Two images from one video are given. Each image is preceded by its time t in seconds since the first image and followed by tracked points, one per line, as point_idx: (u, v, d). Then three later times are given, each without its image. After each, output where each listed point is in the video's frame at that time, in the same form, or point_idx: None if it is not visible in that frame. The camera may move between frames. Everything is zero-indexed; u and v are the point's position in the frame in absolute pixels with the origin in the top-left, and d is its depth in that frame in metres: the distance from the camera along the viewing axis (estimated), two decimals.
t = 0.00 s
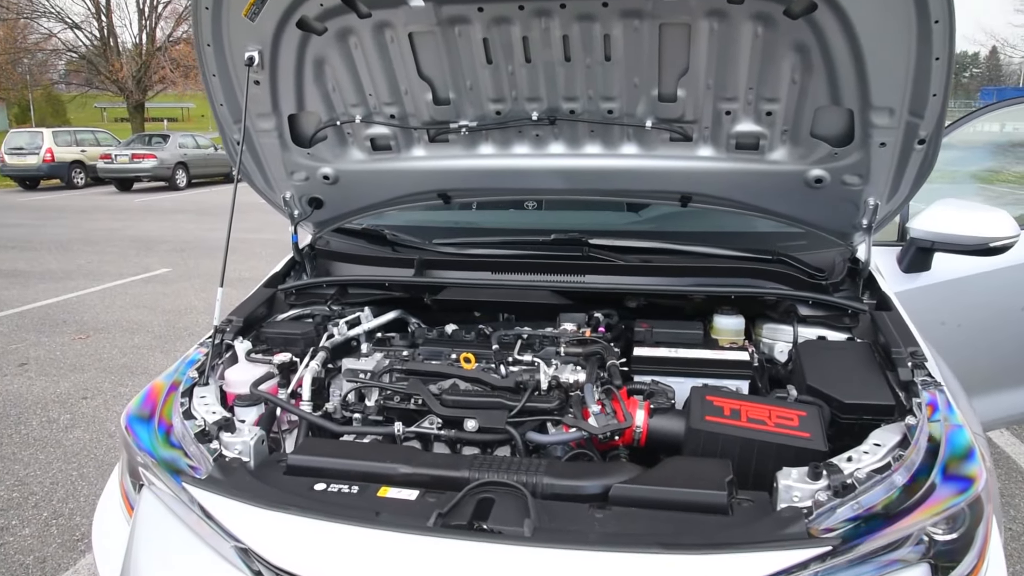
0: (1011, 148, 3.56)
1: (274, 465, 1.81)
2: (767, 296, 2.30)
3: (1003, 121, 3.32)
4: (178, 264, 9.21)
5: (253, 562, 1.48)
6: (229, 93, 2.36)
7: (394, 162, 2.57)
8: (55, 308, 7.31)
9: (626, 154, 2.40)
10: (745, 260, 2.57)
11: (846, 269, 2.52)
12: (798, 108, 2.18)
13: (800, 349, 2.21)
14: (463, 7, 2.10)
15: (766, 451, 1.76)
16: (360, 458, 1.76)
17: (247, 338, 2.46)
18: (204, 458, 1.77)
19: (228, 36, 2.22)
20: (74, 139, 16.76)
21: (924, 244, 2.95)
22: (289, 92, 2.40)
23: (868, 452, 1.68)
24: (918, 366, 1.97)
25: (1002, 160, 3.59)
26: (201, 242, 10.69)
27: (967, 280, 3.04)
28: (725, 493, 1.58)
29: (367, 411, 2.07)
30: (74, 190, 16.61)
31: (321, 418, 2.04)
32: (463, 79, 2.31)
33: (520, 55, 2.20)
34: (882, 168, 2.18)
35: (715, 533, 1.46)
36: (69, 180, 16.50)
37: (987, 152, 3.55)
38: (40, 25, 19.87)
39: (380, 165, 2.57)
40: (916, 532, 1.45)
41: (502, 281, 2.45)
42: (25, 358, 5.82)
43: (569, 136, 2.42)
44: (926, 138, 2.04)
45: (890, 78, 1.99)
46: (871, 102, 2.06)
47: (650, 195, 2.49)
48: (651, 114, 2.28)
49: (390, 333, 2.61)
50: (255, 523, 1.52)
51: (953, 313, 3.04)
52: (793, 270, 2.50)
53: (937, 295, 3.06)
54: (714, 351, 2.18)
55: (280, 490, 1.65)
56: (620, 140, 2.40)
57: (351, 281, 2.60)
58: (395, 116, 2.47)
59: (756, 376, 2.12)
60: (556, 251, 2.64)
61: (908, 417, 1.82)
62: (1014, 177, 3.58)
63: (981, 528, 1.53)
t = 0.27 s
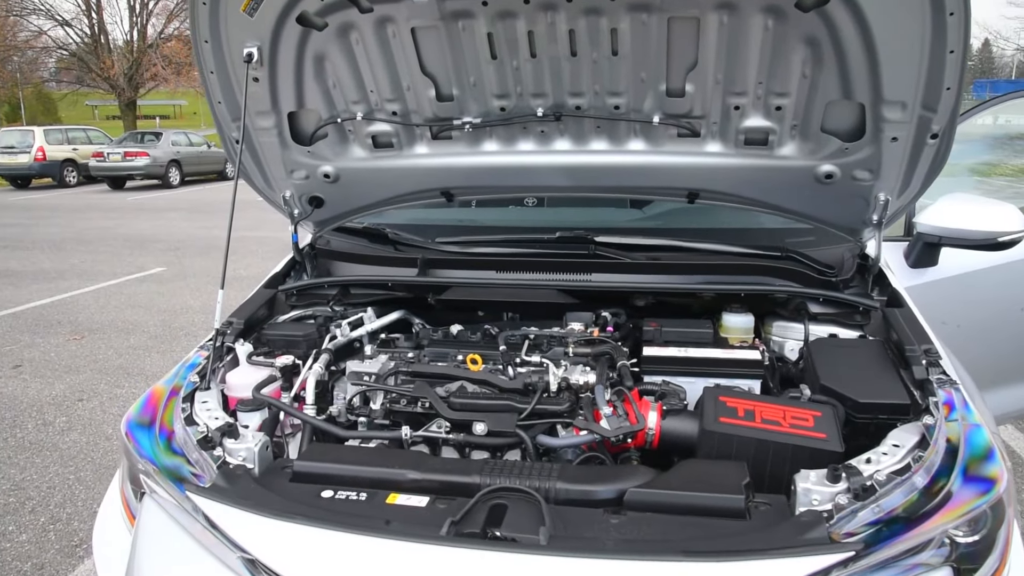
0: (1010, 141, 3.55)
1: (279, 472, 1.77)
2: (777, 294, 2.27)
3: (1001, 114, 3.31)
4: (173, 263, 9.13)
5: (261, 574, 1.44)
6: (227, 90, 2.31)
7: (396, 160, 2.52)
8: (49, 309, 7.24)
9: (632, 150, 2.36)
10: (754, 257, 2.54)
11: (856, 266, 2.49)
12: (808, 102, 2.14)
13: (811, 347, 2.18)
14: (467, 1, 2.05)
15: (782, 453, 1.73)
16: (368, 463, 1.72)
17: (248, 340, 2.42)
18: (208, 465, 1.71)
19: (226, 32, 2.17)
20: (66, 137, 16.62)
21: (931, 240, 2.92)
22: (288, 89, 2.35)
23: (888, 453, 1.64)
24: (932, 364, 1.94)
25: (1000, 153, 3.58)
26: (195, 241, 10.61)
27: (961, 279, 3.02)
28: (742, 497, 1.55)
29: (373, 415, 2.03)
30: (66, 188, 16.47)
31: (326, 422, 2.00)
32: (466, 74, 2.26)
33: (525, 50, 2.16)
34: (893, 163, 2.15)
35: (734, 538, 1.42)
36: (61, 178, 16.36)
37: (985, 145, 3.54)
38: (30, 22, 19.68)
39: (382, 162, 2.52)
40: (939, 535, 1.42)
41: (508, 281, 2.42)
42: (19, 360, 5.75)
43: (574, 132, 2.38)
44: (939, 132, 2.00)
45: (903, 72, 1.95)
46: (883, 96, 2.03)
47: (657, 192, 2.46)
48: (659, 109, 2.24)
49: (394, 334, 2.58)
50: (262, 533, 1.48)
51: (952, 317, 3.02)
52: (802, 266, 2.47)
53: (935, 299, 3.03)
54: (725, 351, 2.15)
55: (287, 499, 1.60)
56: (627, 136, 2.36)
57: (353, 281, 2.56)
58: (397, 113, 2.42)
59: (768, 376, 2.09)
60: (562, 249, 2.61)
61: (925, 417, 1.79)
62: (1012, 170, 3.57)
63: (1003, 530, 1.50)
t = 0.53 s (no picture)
0: (1010, 138, 3.54)
1: (286, 480, 1.74)
2: (788, 295, 2.25)
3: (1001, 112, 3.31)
4: (170, 263, 9.08)
5: None
6: (229, 91, 2.27)
7: (400, 161, 2.49)
8: (46, 310, 7.18)
9: (641, 150, 2.33)
10: (764, 257, 2.51)
11: (867, 265, 2.46)
12: (820, 100, 2.11)
13: (824, 349, 2.15)
14: None
15: (799, 458, 1.70)
16: (377, 472, 1.69)
17: (251, 345, 2.38)
18: (215, 476, 1.68)
19: (228, 32, 2.13)
20: (60, 137, 16.52)
21: (940, 238, 2.90)
22: (291, 89, 2.31)
23: (908, 458, 1.61)
24: (949, 366, 1.92)
25: (1001, 150, 3.58)
26: (193, 241, 10.55)
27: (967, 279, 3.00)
28: (761, 504, 1.52)
29: (382, 421, 2.00)
30: (61, 188, 16.38)
31: (332, 428, 1.97)
32: (472, 73, 2.23)
33: (533, 48, 2.13)
34: (907, 161, 2.12)
35: (755, 547, 1.39)
36: (56, 178, 16.27)
37: (987, 142, 3.54)
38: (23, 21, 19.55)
39: (386, 163, 2.48)
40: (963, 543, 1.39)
41: (514, 282, 2.39)
42: (16, 363, 5.70)
43: (582, 131, 2.35)
44: (954, 130, 1.97)
45: (918, 69, 1.92)
46: (897, 94, 2.00)
47: (666, 192, 2.42)
48: (668, 108, 2.21)
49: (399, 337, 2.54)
50: (271, 545, 1.45)
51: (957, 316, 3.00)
52: (813, 266, 2.44)
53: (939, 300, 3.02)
54: (737, 353, 2.12)
55: (296, 509, 1.57)
56: (636, 135, 2.33)
57: (357, 283, 2.53)
58: (402, 113, 2.38)
59: (781, 378, 2.06)
60: (569, 250, 2.58)
61: (943, 420, 1.76)
62: (1013, 167, 3.57)
63: None
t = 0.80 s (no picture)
0: (1011, 138, 3.54)
1: (293, 489, 1.71)
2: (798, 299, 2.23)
3: (1000, 115, 3.32)
4: (168, 264, 9.03)
5: None
6: (233, 93, 2.24)
7: (406, 163, 2.46)
8: (43, 312, 7.13)
9: (650, 152, 2.31)
10: (772, 260, 2.48)
11: (877, 269, 2.41)
12: (831, 103, 2.09)
13: (835, 353, 2.13)
14: None
15: (814, 466, 1.68)
16: (386, 481, 1.66)
17: (256, 350, 2.36)
18: (223, 486, 1.66)
19: (232, 33, 2.11)
20: (57, 137, 16.44)
21: (947, 241, 2.89)
22: (296, 91, 2.28)
23: (926, 467, 1.59)
24: (963, 371, 1.90)
25: (1002, 151, 3.58)
26: (190, 241, 10.50)
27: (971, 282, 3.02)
28: (778, 513, 1.49)
29: (390, 428, 1.98)
30: (57, 188, 16.30)
31: (339, 435, 1.95)
32: (479, 75, 2.20)
33: (542, 50, 2.10)
34: (919, 165, 2.10)
35: (773, 559, 1.37)
36: (52, 178, 16.19)
37: (988, 143, 3.53)
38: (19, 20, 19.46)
39: (391, 166, 2.46)
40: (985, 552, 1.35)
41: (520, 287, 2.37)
42: (14, 365, 5.65)
43: (590, 134, 2.33)
44: (968, 133, 1.95)
45: (932, 72, 1.90)
46: (910, 97, 1.97)
47: (674, 195, 2.40)
48: (678, 110, 2.19)
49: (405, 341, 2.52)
50: (280, 557, 1.42)
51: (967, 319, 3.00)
52: (822, 270, 2.43)
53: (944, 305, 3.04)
54: (748, 358, 2.10)
55: (305, 520, 1.54)
56: (644, 138, 2.31)
57: (362, 288, 2.51)
58: (408, 116, 2.36)
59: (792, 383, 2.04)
60: (575, 254, 2.55)
61: (957, 427, 1.74)
62: (1013, 167, 3.57)
63: None
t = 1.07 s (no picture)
0: (1011, 142, 3.55)
1: (296, 496, 1.69)
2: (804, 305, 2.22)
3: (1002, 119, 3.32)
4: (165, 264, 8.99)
5: None
6: (235, 94, 2.22)
7: (409, 166, 2.44)
8: (39, 312, 7.09)
9: (655, 156, 2.30)
10: (777, 266, 2.47)
11: (882, 274, 2.43)
12: (839, 108, 2.08)
13: (841, 359, 2.11)
14: (489, 2, 1.97)
15: (822, 473, 1.66)
16: (391, 489, 1.64)
17: (257, 354, 2.35)
18: (225, 494, 1.62)
19: (235, 34, 2.08)
20: (53, 135, 16.37)
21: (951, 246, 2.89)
22: (298, 93, 2.26)
23: (936, 475, 1.57)
24: (970, 378, 1.88)
25: (1002, 154, 3.58)
26: (187, 241, 10.46)
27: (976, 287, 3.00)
28: (788, 523, 1.47)
29: (394, 434, 1.96)
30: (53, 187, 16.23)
31: (342, 441, 1.94)
32: (484, 78, 2.18)
33: (548, 52, 2.08)
34: (926, 170, 2.09)
35: (785, 569, 1.35)
36: (48, 177, 16.11)
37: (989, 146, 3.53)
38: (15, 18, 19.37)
39: (394, 169, 2.45)
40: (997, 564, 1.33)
41: (524, 291, 2.37)
42: (10, 366, 5.62)
43: (595, 137, 2.31)
44: (976, 139, 1.94)
45: (940, 78, 1.89)
46: (918, 102, 1.96)
47: (679, 199, 2.39)
48: (684, 114, 2.17)
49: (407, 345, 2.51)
50: (284, 567, 1.40)
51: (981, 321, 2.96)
52: (827, 275, 2.42)
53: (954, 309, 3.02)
54: (754, 364, 2.09)
55: (308, 528, 1.52)
56: (650, 142, 2.30)
57: (365, 291, 2.49)
58: (411, 118, 2.34)
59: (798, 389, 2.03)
60: (579, 258, 2.53)
61: (967, 435, 1.72)
62: (1013, 170, 3.57)
63: None
